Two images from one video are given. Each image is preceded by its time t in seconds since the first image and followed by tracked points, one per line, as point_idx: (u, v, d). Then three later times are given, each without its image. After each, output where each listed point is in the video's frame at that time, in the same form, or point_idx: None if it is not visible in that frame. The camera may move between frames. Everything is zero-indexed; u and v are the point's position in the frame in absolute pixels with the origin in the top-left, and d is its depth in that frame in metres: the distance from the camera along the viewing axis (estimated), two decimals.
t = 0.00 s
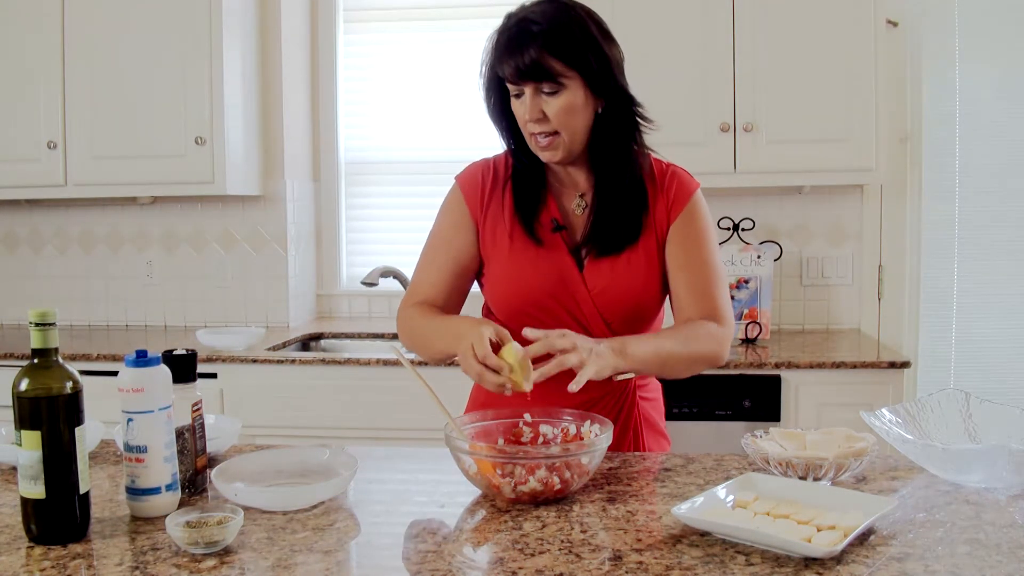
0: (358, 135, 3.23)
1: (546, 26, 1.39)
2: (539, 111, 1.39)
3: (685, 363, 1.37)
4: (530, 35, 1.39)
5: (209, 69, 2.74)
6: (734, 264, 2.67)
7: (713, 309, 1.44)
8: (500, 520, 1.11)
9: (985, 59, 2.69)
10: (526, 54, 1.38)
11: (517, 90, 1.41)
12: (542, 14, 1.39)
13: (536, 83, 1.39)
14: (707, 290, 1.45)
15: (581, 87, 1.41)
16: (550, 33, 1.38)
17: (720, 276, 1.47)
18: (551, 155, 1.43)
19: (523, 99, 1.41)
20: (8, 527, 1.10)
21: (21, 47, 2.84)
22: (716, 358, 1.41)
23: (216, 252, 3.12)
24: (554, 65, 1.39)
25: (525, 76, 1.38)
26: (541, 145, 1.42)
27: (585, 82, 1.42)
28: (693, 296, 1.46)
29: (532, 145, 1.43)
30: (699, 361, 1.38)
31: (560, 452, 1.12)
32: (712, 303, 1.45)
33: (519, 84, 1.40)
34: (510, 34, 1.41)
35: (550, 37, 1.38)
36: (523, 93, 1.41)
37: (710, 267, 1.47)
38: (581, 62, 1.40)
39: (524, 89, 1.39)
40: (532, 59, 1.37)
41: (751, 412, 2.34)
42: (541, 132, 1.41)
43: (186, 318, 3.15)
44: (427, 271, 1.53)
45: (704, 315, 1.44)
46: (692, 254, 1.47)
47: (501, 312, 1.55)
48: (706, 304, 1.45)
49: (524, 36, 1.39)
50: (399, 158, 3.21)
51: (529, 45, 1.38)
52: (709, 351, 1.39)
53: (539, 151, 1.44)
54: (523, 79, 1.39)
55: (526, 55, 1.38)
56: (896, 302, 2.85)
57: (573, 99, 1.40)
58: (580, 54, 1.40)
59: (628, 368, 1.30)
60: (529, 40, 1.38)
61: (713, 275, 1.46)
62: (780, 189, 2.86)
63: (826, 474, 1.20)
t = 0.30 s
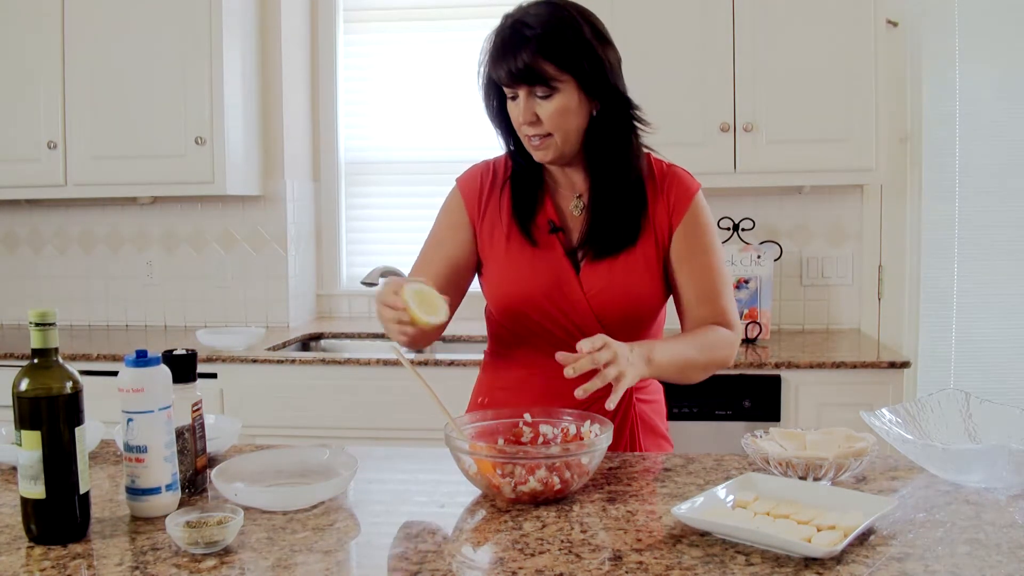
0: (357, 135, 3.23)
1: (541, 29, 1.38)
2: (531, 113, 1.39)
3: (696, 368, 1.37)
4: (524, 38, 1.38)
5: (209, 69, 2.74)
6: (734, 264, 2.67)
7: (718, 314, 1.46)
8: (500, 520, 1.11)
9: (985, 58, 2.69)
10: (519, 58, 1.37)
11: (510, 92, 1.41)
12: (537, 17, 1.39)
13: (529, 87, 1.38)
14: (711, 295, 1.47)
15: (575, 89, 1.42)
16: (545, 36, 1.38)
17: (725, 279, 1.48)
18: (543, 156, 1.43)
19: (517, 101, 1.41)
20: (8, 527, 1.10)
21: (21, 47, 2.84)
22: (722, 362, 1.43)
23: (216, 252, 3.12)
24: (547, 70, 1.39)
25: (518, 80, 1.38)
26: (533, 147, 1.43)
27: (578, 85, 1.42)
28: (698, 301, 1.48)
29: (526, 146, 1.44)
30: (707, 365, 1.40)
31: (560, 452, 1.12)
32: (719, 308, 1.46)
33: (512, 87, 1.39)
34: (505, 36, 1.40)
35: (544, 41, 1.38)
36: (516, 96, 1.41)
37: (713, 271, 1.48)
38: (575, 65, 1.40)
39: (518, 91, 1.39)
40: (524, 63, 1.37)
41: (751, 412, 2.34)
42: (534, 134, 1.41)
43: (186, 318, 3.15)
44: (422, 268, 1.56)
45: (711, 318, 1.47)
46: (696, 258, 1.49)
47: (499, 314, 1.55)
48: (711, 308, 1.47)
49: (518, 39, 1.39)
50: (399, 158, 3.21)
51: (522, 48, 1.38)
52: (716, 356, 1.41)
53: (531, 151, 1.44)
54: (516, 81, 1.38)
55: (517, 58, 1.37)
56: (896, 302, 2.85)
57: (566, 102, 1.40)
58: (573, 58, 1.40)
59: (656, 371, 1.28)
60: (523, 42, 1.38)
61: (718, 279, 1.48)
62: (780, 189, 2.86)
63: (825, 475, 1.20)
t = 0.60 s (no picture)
0: (357, 135, 3.23)
1: (550, 25, 1.39)
2: (540, 112, 1.38)
3: (694, 366, 1.43)
4: (533, 33, 1.39)
5: (209, 69, 2.74)
6: (734, 264, 2.67)
7: (712, 313, 1.52)
8: (500, 520, 1.11)
9: (985, 58, 2.69)
10: (531, 52, 1.37)
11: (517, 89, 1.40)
12: (544, 13, 1.40)
13: (539, 83, 1.38)
14: (706, 293, 1.52)
15: (583, 89, 1.42)
16: (554, 33, 1.39)
17: (719, 277, 1.53)
18: (544, 155, 1.42)
19: (524, 98, 1.40)
20: (8, 527, 1.10)
21: (21, 47, 2.84)
22: (714, 358, 1.49)
23: (216, 252, 3.12)
24: (559, 67, 1.39)
25: (528, 76, 1.38)
26: (536, 146, 1.41)
27: (585, 84, 1.43)
28: (692, 301, 1.54)
29: (528, 145, 1.42)
30: (702, 363, 1.46)
31: (560, 452, 1.12)
32: (713, 305, 1.52)
33: (521, 83, 1.39)
34: (513, 31, 1.41)
35: (553, 37, 1.39)
36: (523, 93, 1.40)
37: (707, 269, 1.52)
38: (583, 63, 1.41)
39: (526, 89, 1.38)
40: (537, 57, 1.37)
41: (751, 412, 2.34)
42: (539, 132, 1.40)
43: (186, 318, 3.15)
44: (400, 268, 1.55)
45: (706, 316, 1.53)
46: (689, 256, 1.52)
47: (494, 315, 1.55)
48: (706, 306, 1.52)
49: (526, 34, 1.39)
50: (399, 157, 3.21)
51: (533, 44, 1.38)
52: (710, 353, 1.47)
53: (532, 150, 1.43)
54: (527, 78, 1.38)
55: (529, 53, 1.37)
56: (896, 302, 2.85)
57: (574, 101, 1.40)
58: (581, 55, 1.41)
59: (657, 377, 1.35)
60: (534, 39, 1.38)
61: (711, 277, 1.52)
62: (780, 189, 2.86)
63: (825, 475, 1.20)
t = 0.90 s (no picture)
0: (357, 135, 3.23)
1: (559, 26, 1.40)
2: (549, 112, 1.37)
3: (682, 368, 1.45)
4: (543, 33, 1.39)
5: (209, 69, 2.74)
6: (734, 264, 2.67)
7: (700, 313, 1.54)
8: (500, 520, 1.11)
9: (985, 58, 2.69)
10: (544, 50, 1.38)
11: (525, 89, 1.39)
12: (552, 15, 1.41)
13: (550, 84, 1.37)
14: (695, 294, 1.53)
15: (589, 92, 1.43)
16: (563, 34, 1.40)
17: (707, 276, 1.54)
18: (546, 155, 1.41)
19: (531, 98, 1.39)
20: (8, 527, 1.10)
21: (22, 47, 2.84)
22: (700, 360, 1.51)
23: (216, 252, 3.12)
24: (569, 68, 1.40)
25: (540, 75, 1.37)
26: (538, 147, 1.40)
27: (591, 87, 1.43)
28: (680, 302, 1.55)
29: (530, 145, 1.41)
30: (689, 365, 1.47)
31: (560, 452, 1.12)
32: (701, 307, 1.54)
33: (530, 84, 1.38)
34: (523, 31, 1.41)
35: (563, 37, 1.40)
36: (531, 93, 1.39)
37: (696, 269, 1.53)
38: (590, 64, 1.42)
39: (535, 89, 1.37)
40: (549, 57, 1.38)
41: (751, 412, 2.34)
42: (543, 133, 1.39)
43: (186, 318, 3.15)
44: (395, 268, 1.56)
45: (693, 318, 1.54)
46: (680, 255, 1.53)
47: (489, 315, 1.54)
48: (694, 308, 1.54)
49: (536, 34, 1.40)
50: (399, 157, 3.21)
51: (544, 44, 1.39)
52: (696, 355, 1.49)
53: (535, 151, 1.41)
54: (538, 79, 1.37)
55: (543, 52, 1.38)
56: (896, 303, 2.85)
57: (581, 103, 1.40)
58: (589, 56, 1.42)
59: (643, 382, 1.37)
60: (544, 39, 1.39)
61: (701, 277, 1.53)
62: (780, 189, 2.86)
63: (826, 475, 1.20)
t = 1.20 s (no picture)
0: (357, 135, 3.23)
1: (567, 32, 1.39)
2: (559, 118, 1.36)
3: (682, 373, 1.46)
4: (552, 38, 1.39)
5: (209, 69, 2.74)
6: (734, 264, 2.67)
7: (702, 321, 1.54)
8: (500, 520, 1.11)
9: (984, 58, 2.69)
10: (553, 56, 1.37)
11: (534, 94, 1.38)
12: (561, 20, 1.40)
13: (560, 89, 1.36)
14: (698, 300, 1.53)
15: (599, 96, 1.41)
16: (572, 39, 1.39)
17: (709, 283, 1.54)
18: (556, 160, 1.40)
19: (541, 103, 1.38)
20: (8, 527, 1.10)
21: (21, 47, 2.84)
22: (699, 366, 1.51)
23: (216, 252, 3.12)
24: (579, 73, 1.39)
25: (550, 80, 1.36)
26: (549, 150, 1.39)
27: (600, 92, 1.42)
28: (680, 307, 1.55)
29: (540, 149, 1.40)
30: (690, 370, 1.48)
31: (560, 452, 1.12)
32: (702, 314, 1.54)
33: (541, 89, 1.37)
34: (531, 36, 1.40)
35: (572, 42, 1.39)
36: (540, 98, 1.38)
37: (699, 276, 1.54)
38: (600, 69, 1.41)
39: (545, 95, 1.36)
40: (558, 63, 1.37)
41: (751, 412, 2.34)
42: (553, 138, 1.38)
43: (186, 318, 3.15)
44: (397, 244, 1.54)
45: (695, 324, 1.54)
46: (684, 260, 1.53)
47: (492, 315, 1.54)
48: (695, 315, 1.54)
49: (544, 40, 1.39)
50: (399, 157, 3.21)
51: (554, 49, 1.38)
52: (696, 361, 1.49)
53: (546, 155, 1.40)
54: (548, 84, 1.36)
55: (552, 57, 1.37)
56: (896, 303, 2.85)
57: (591, 107, 1.39)
58: (598, 60, 1.41)
59: (643, 387, 1.38)
60: (554, 43, 1.38)
61: (705, 284, 1.53)
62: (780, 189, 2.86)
63: (826, 474, 1.20)
